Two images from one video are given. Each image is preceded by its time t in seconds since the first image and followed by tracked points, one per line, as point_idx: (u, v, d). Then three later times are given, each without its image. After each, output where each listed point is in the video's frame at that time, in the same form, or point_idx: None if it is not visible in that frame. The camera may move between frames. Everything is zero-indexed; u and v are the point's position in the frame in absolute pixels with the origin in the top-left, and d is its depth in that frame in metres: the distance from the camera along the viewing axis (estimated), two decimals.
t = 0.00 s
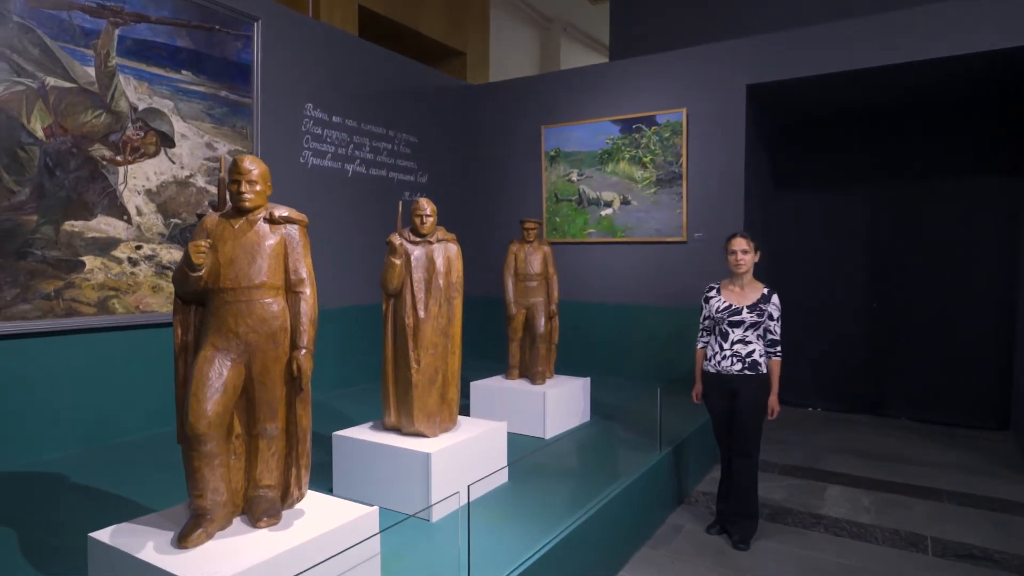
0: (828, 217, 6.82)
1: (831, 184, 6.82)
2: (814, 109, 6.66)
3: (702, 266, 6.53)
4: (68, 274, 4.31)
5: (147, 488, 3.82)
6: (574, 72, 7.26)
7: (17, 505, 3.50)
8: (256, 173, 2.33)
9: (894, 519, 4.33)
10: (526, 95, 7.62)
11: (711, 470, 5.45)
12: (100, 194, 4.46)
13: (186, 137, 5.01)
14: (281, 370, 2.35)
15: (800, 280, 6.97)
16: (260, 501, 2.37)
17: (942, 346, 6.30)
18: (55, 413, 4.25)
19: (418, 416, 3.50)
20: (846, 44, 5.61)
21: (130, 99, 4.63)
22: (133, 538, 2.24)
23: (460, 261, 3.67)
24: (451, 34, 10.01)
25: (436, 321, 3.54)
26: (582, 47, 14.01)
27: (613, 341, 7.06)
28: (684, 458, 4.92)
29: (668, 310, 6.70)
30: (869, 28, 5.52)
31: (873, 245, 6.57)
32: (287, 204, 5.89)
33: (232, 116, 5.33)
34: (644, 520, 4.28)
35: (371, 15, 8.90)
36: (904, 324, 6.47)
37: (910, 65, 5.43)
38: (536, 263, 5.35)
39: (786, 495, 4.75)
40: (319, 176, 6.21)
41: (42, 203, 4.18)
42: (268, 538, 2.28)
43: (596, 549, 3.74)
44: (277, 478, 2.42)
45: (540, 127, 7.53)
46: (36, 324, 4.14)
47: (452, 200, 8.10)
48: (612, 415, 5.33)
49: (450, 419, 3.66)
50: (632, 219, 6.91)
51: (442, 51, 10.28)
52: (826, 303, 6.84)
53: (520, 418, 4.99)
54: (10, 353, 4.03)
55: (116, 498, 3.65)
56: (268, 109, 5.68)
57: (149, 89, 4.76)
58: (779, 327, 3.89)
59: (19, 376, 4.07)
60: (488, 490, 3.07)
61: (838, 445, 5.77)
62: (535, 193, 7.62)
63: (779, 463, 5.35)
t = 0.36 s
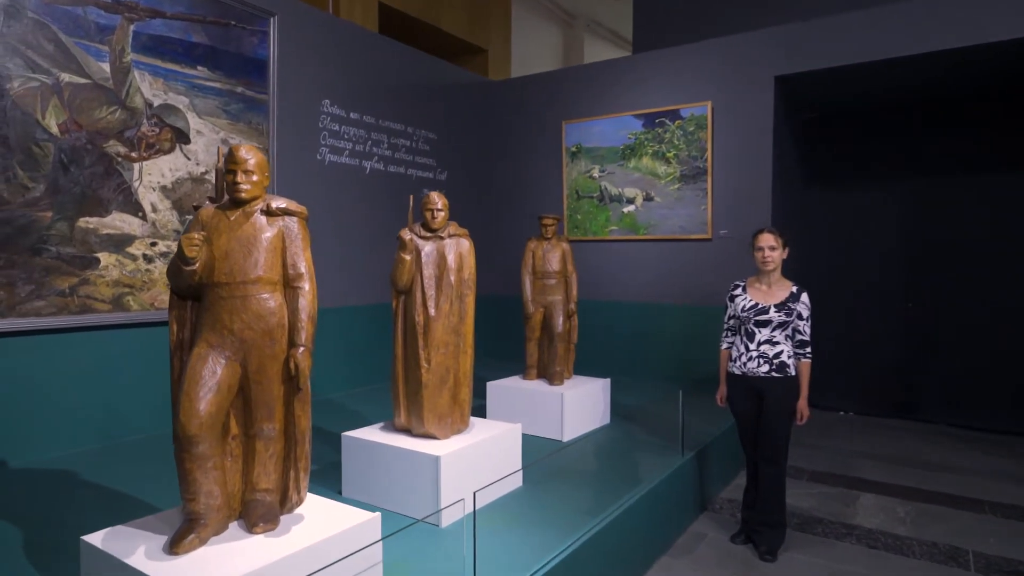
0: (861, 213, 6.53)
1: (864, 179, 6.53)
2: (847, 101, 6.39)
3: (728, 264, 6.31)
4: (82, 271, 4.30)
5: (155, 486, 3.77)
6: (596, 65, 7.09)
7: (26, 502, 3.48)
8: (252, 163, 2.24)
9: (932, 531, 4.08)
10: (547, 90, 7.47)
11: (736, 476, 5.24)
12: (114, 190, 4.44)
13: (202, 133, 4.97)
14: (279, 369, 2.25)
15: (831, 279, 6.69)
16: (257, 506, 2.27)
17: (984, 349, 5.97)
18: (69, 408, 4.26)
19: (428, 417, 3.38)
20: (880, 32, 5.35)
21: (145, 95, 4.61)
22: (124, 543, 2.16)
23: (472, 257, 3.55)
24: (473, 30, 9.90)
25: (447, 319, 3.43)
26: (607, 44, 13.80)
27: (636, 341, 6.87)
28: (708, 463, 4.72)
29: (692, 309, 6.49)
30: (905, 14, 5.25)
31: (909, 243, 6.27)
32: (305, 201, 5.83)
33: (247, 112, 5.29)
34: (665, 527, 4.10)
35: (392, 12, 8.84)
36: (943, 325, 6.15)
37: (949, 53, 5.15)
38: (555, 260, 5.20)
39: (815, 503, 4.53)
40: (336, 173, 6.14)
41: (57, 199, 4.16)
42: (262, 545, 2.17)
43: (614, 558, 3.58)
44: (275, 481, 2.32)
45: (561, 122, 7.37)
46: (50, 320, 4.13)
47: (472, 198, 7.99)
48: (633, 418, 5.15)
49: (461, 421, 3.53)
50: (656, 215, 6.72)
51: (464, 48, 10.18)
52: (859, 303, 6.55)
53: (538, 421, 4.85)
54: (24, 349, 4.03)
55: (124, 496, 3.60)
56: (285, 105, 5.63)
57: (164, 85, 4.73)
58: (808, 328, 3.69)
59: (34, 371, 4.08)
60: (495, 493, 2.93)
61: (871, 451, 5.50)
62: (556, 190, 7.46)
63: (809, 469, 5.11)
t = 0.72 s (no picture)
0: (901, 209, 6.22)
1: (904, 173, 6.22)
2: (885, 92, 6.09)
3: (758, 262, 6.07)
4: (102, 269, 4.31)
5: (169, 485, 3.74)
6: (622, 59, 6.91)
7: (41, 500, 3.47)
8: (250, 155, 2.16)
9: (978, 547, 3.82)
10: (572, 86, 7.32)
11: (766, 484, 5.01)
12: (133, 188, 4.44)
13: (221, 131, 4.96)
14: (277, 369, 2.16)
15: (868, 278, 6.39)
16: (255, 511, 2.19)
17: None
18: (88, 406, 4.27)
19: (440, 420, 3.27)
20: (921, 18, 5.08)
21: (164, 93, 4.60)
22: (118, 549, 2.09)
23: (487, 254, 3.43)
24: (498, 27, 9.80)
25: (460, 318, 3.31)
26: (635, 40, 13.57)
27: (662, 342, 6.66)
28: (735, 470, 4.52)
29: (720, 309, 6.27)
30: None
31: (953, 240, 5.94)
32: (325, 199, 5.78)
33: (267, 110, 5.26)
34: (689, 537, 3.93)
35: (416, 9, 8.79)
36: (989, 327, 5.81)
37: (997, 39, 4.85)
38: (576, 258, 5.05)
39: (851, 514, 4.29)
40: (357, 171, 6.09)
41: (76, 197, 4.18)
42: (258, 553, 2.08)
43: (635, 569, 3.42)
44: (274, 485, 2.23)
45: (586, 118, 7.21)
46: (69, 318, 4.15)
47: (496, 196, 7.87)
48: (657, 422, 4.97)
49: (475, 424, 3.41)
50: (683, 213, 6.51)
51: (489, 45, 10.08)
52: (898, 303, 6.24)
53: (558, 423, 4.71)
54: (43, 346, 4.05)
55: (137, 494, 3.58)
56: (305, 103, 5.59)
57: (183, 83, 4.72)
58: (843, 329, 3.48)
59: (51, 368, 4.10)
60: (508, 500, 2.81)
61: (911, 459, 5.22)
62: (580, 187, 7.30)
63: (844, 478, 4.86)
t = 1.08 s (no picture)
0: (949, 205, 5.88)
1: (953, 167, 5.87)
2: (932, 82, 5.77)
3: (795, 262, 5.82)
4: (126, 268, 4.33)
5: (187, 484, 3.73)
6: (652, 53, 6.72)
7: (60, 497, 3.48)
8: (252, 149, 2.08)
9: None
10: (600, 81, 7.16)
11: (803, 494, 4.77)
12: (157, 188, 4.46)
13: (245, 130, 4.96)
14: (279, 371, 2.08)
15: (914, 278, 6.06)
16: (256, 517, 2.11)
17: None
18: (113, 404, 4.31)
19: (456, 424, 3.17)
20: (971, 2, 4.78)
21: (188, 93, 4.62)
22: (117, 554, 2.04)
23: (505, 252, 3.31)
24: (528, 24, 9.67)
25: (477, 319, 3.20)
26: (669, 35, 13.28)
27: (694, 344, 6.44)
28: (769, 479, 4.30)
29: (755, 310, 6.02)
30: None
31: (1006, 238, 5.59)
32: (349, 198, 5.74)
33: (291, 109, 5.25)
34: (719, 550, 3.74)
35: (444, 7, 8.73)
36: None
37: None
38: (603, 258, 4.89)
39: (894, 528, 4.03)
40: (382, 170, 6.04)
41: (101, 196, 4.21)
42: (256, 562, 2.00)
43: None
44: (276, 490, 2.15)
45: (615, 114, 7.04)
46: (94, 317, 4.18)
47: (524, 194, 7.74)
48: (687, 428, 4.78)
49: (493, 428, 3.29)
50: (715, 211, 6.29)
51: (519, 44, 9.96)
52: (946, 304, 5.90)
53: (583, 427, 4.56)
54: (68, 344, 4.09)
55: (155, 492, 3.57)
56: (329, 102, 5.56)
57: (207, 82, 4.73)
58: (884, 333, 3.25)
59: (78, 366, 4.14)
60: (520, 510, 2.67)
61: (961, 471, 4.91)
62: (609, 185, 7.12)
63: (887, 490, 4.59)
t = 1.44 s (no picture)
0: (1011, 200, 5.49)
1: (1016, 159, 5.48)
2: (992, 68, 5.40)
3: (840, 260, 5.52)
4: (157, 267, 4.39)
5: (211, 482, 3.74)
6: (689, 45, 6.49)
7: (88, 493, 3.53)
8: (254, 145, 2.02)
9: None
10: (635, 75, 6.97)
11: (847, 507, 4.51)
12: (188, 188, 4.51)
13: (274, 129, 4.99)
14: (281, 374, 2.02)
15: (972, 279, 5.68)
16: (259, 523, 2.06)
17: None
18: (145, 401, 4.37)
19: (475, 428, 3.07)
20: None
21: (217, 94, 4.66)
22: (120, 558, 2.02)
23: (526, 251, 3.19)
24: (562, 19, 9.51)
25: (496, 320, 3.09)
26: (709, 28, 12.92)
27: (732, 346, 6.19)
28: (810, 491, 4.07)
29: (797, 311, 5.75)
30: None
31: None
32: (378, 197, 5.72)
33: (320, 108, 5.25)
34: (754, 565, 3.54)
35: (477, 4, 8.64)
36: None
37: None
38: (633, 256, 4.73)
39: (948, 547, 3.76)
40: (411, 168, 5.99)
41: (133, 197, 4.27)
42: (256, 570, 1.93)
43: None
44: (280, 495, 2.10)
45: (651, 109, 6.83)
46: (126, 315, 4.24)
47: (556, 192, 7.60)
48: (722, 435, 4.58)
49: (513, 433, 3.19)
50: (755, 207, 6.03)
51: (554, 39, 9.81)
52: (1007, 306, 5.51)
53: (612, 432, 4.40)
54: (102, 341, 4.16)
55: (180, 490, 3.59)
56: (358, 100, 5.55)
57: (236, 82, 4.76)
58: (937, 337, 3.01)
59: (110, 363, 4.21)
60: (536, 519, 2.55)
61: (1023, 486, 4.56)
62: (644, 182, 6.92)
63: (939, 504, 4.30)
